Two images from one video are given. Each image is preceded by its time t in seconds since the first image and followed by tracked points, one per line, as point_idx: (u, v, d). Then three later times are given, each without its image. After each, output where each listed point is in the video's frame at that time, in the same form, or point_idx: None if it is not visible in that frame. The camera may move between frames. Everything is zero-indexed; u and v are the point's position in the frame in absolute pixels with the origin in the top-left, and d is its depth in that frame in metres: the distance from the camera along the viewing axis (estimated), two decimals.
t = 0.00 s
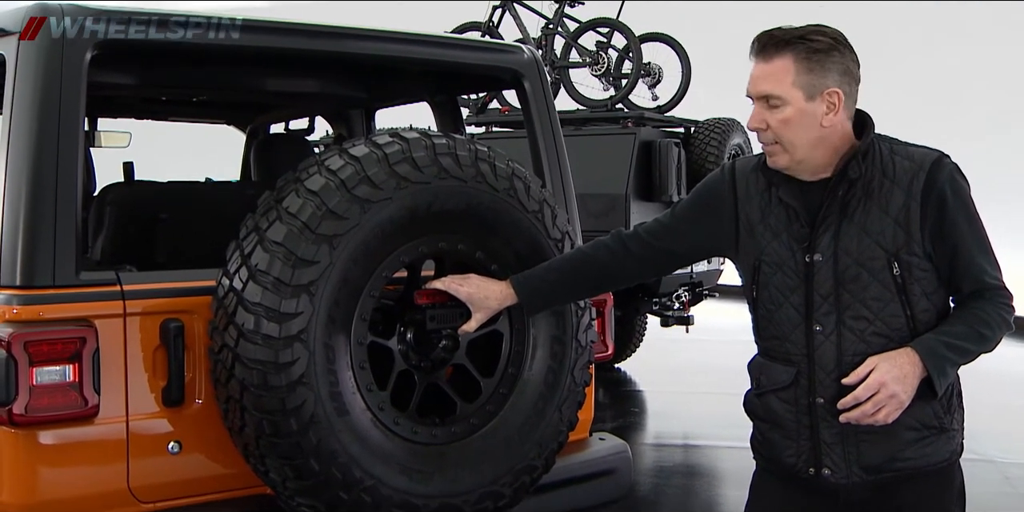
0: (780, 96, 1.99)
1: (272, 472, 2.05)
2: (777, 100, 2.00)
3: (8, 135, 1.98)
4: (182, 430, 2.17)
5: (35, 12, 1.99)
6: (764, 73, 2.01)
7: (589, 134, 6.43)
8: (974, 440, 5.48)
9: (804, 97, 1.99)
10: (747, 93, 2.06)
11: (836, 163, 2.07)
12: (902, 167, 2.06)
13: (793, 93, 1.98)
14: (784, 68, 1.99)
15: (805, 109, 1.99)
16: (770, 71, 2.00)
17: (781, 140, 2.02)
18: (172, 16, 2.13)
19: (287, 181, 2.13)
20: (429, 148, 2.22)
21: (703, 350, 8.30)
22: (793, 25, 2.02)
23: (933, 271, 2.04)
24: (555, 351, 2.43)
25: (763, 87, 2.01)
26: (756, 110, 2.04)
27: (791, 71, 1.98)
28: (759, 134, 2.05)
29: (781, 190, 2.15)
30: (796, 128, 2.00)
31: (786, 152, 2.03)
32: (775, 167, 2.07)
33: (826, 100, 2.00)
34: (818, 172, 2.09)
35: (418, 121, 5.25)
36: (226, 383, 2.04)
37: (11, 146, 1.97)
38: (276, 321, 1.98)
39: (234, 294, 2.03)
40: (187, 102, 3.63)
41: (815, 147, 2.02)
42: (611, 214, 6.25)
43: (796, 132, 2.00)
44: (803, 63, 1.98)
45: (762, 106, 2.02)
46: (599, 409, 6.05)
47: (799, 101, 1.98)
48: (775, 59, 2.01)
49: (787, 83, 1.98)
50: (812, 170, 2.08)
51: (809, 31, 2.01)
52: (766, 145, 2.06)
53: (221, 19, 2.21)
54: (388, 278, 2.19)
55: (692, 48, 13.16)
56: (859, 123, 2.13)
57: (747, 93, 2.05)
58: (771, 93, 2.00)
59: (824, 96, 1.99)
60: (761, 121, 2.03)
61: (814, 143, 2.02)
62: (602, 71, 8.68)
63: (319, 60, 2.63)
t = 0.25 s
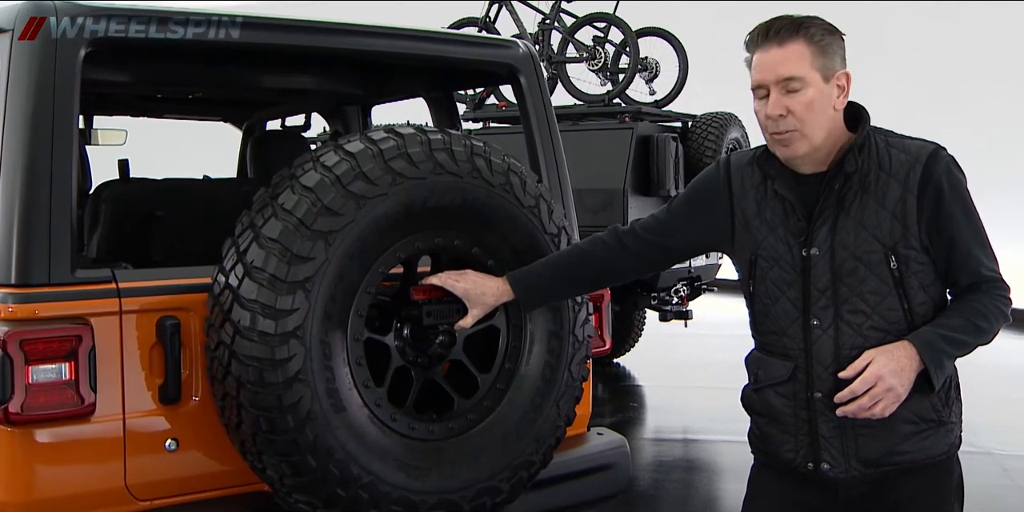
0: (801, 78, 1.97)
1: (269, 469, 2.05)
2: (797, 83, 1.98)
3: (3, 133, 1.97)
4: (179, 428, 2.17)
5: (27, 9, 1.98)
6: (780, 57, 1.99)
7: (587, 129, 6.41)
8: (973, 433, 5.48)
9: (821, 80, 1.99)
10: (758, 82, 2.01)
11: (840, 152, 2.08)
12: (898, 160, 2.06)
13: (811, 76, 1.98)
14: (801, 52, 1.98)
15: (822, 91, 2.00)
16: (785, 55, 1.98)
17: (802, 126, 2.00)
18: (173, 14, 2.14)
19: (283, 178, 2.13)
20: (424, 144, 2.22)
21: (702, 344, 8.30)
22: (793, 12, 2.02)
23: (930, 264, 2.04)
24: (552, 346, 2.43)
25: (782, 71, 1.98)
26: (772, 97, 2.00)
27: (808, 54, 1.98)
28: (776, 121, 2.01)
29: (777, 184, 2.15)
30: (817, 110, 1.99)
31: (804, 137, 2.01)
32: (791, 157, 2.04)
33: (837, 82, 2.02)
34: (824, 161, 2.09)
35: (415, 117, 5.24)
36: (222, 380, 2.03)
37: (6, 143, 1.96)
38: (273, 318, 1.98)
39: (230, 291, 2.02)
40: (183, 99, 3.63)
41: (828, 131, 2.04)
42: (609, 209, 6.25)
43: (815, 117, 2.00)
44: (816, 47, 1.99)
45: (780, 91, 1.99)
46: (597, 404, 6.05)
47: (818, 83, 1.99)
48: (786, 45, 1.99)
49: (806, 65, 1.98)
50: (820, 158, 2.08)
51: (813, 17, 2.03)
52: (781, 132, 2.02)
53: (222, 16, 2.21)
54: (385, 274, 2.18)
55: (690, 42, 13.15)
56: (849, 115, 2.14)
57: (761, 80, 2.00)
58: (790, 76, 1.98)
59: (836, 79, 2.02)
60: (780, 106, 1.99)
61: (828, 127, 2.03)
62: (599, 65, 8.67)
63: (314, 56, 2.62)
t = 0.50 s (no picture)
0: (809, 66, 1.99)
1: (267, 467, 2.05)
2: (805, 72, 1.99)
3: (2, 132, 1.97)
4: (178, 425, 2.16)
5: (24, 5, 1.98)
6: (788, 46, 2.00)
7: (588, 125, 6.39)
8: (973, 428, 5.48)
9: (827, 70, 2.01)
10: (766, 71, 2.02)
11: (840, 147, 2.08)
12: (897, 155, 2.05)
13: (818, 66, 1.99)
14: (808, 41, 1.99)
15: (828, 81, 2.01)
16: (793, 44, 1.99)
17: (811, 116, 2.00)
18: (173, 13, 2.14)
19: (280, 175, 2.12)
20: (422, 140, 2.22)
21: (702, 341, 8.30)
22: (794, 4, 2.03)
23: (930, 259, 2.04)
24: (550, 342, 2.42)
25: (791, 59, 1.99)
26: (781, 85, 2.00)
27: (814, 43, 2.00)
28: (785, 110, 2.01)
29: (775, 180, 2.15)
30: (825, 99, 2.00)
31: (812, 126, 2.01)
32: (800, 148, 2.03)
33: (840, 74, 2.04)
34: (826, 156, 2.09)
35: (413, 114, 5.24)
36: (220, 377, 2.03)
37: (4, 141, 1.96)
38: (271, 315, 1.97)
39: (228, 288, 2.02)
40: (181, 96, 3.62)
41: (833, 123, 2.04)
42: (608, 205, 6.24)
43: (823, 106, 2.00)
44: (820, 38, 2.00)
45: (788, 80, 2.00)
46: (597, 401, 6.05)
47: (824, 72, 2.00)
48: (792, 35, 2.00)
49: (813, 54, 1.99)
50: (824, 152, 2.08)
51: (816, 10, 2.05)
52: (788, 122, 2.02)
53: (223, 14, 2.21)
54: (383, 271, 2.18)
55: (688, 39, 13.15)
56: (847, 111, 2.14)
57: (769, 69, 2.01)
58: (799, 64, 1.99)
59: (838, 71, 2.04)
60: (788, 94, 2.00)
61: (833, 118, 2.04)
62: (598, 62, 8.66)
63: (312, 53, 2.62)
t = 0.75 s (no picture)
0: (807, 68, 1.99)
1: (265, 470, 2.05)
2: (803, 74, 1.99)
3: None
4: (175, 429, 2.16)
5: (20, 9, 1.98)
6: (787, 48, 2.00)
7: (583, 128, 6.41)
8: (971, 430, 5.49)
9: (825, 72, 2.01)
10: (765, 72, 2.02)
11: (837, 149, 2.09)
12: (894, 156, 2.06)
13: (817, 67, 2.00)
14: (807, 43, 2.00)
15: (826, 83, 2.01)
16: (792, 45, 2.00)
17: (810, 117, 2.00)
18: (172, 15, 2.14)
19: (277, 178, 2.12)
20: (418, 144, 2.22)
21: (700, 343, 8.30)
22: (793, 6, 2.04)
23: (928, 261, 2.04)
24: (548, 345, 2.42)
25: (790, 60, 1.99)
26: (780, 87, 2.01)
27: (814, 45, 2.00)
28: (783, 111, 2.01)
29: (772, 183, 2.15)
30: (823, 101, 2.00)
31: (810, 128, 2.01)
32: (798, 149, 2.03)
33: (838, 76, 2.04)
34: (823, 158, 2.10)
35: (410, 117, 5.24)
36: (217, 381, 2.03)
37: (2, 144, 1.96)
38: (268, 319, 1.97)
39: (224, 291, 2.02)
40: (178, 100, 3.62)
41: (830, 125, 2.05)
42: (605, 208, 6.24)
43: (822, 108, 2.01)
44: (819, 39, 2.01)
45: (787, 81, 2.00)
46: (595, 403, 6.05)
47: (823, 74, 2.00)
48: (791, 36, 2.00)
49: (812, 56, 1.99)
50: (821, 154, 2.08)
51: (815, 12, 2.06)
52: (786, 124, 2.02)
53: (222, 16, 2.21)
54: (380, 274, 2.18)
55: (685, 41, 13.17)
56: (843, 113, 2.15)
57: (767, 70, 2.01)
58: (798, 66, 1.99)
59: (837, 73, 2.04)
60: (787, 96, 2.00)
61: (831, 120, 2.04)
62: (595, 65, 8.67)
63: (309, 57, 2.62)
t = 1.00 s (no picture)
0: (806, 67, 1.99)
1: (263, 470, 2.04)
2: (802, 73, 2.00)
3: None
4: (173, 429, 2.16)
5: (19, 8, 1.98)
6: (785, 47, 2.00)
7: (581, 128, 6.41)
8: (970, 430, 5.49)
9: (824, 71, 2.01)
10: (764, 71, 2.02)
11: (835, 149, 2.08)
12: (892, 156, 2.06)
13: (816, 67, 2.00)
14: (806, 42, 2.00)
15: (825, 83, 2.01)
16: (791, 44, 2.00)
17: (808, 116, 2.00)
18: (172, 15, 2.14)
19: (275, 178, 2.12)
20: (416, 143, 2.22)
21: (698, 343, 8.30)
22: (792, 6, 2.04)
23: (926, 260, 2.04)
24: (546, 345, 2.42)
25: (788, 59, 1.99)
26: (778, 86, 2.01)
27: (812, 44, 2.00)
28: (781, 111, 2.01)
29: (771, 182, 2.15)
30: (821, 100, 2.00)
31: (809, 127, 2.01)
32: (795, 149, 2.03)
33: (836, 76, 2.04)
34: (820, 158, 2.09)
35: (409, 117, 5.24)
36: (215, 381, 2.03)
37: None
38: (265, 319, 1.97)
39: (222, 291, 2.01)
40: (176, 100, 3.62)
41: (828, 125, 2.05)
42: (604, 208, 6.24)
43: (820, 107, 2.01)
44: (818, 39, 2.01)
45: (785, 81, 2.00)
46: (594, 403, 6.05)
47: (821, 73, 2.00)
48: (790, 36, 2.00)
49: (811, 55, 2.00)
50: (819, 154, 2.08)
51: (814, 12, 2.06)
52: (785, 123, 2.02)
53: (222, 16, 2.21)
54: (378, 274, 2.18)
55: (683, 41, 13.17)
56: (842, 113, 2.15)
57: (766, 70, 2.01)
58: (796, 65, 1.99)
59: (835, 73, 2.04)
60: (785, 95, 2.00)
61: (829, 120, 2.04)
62: (594, 65, 8.67)
63: (307, 57, 2.61)
